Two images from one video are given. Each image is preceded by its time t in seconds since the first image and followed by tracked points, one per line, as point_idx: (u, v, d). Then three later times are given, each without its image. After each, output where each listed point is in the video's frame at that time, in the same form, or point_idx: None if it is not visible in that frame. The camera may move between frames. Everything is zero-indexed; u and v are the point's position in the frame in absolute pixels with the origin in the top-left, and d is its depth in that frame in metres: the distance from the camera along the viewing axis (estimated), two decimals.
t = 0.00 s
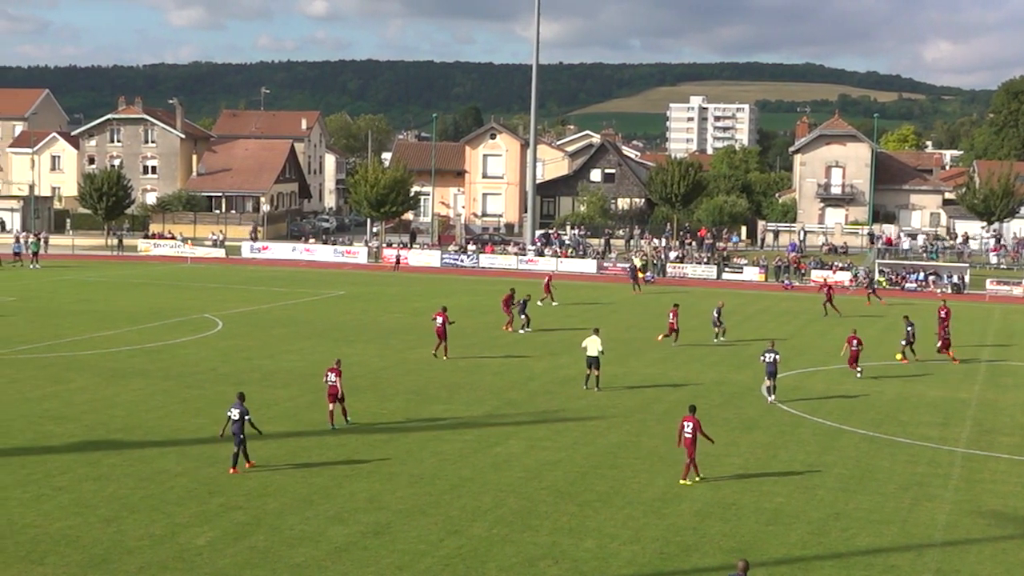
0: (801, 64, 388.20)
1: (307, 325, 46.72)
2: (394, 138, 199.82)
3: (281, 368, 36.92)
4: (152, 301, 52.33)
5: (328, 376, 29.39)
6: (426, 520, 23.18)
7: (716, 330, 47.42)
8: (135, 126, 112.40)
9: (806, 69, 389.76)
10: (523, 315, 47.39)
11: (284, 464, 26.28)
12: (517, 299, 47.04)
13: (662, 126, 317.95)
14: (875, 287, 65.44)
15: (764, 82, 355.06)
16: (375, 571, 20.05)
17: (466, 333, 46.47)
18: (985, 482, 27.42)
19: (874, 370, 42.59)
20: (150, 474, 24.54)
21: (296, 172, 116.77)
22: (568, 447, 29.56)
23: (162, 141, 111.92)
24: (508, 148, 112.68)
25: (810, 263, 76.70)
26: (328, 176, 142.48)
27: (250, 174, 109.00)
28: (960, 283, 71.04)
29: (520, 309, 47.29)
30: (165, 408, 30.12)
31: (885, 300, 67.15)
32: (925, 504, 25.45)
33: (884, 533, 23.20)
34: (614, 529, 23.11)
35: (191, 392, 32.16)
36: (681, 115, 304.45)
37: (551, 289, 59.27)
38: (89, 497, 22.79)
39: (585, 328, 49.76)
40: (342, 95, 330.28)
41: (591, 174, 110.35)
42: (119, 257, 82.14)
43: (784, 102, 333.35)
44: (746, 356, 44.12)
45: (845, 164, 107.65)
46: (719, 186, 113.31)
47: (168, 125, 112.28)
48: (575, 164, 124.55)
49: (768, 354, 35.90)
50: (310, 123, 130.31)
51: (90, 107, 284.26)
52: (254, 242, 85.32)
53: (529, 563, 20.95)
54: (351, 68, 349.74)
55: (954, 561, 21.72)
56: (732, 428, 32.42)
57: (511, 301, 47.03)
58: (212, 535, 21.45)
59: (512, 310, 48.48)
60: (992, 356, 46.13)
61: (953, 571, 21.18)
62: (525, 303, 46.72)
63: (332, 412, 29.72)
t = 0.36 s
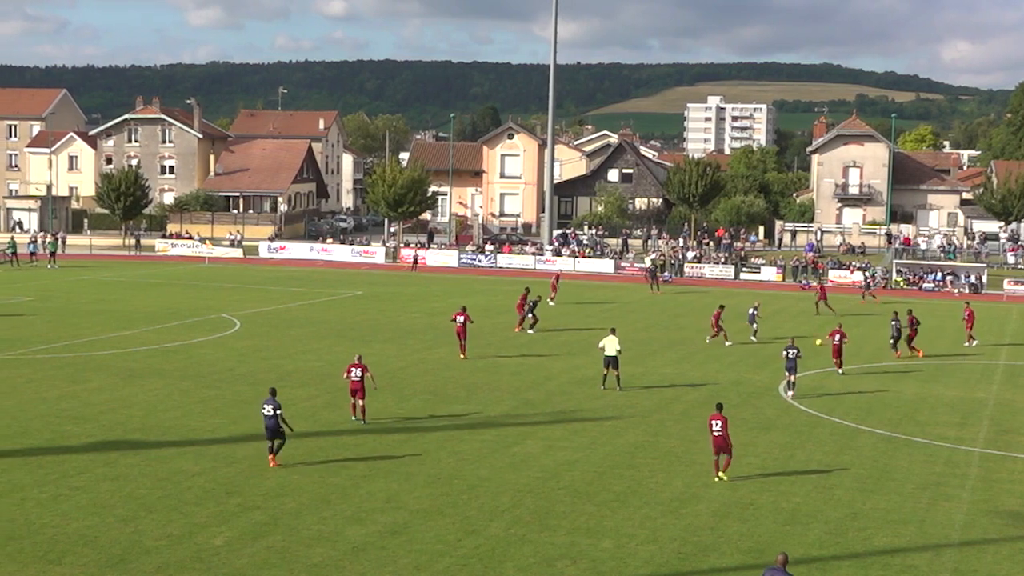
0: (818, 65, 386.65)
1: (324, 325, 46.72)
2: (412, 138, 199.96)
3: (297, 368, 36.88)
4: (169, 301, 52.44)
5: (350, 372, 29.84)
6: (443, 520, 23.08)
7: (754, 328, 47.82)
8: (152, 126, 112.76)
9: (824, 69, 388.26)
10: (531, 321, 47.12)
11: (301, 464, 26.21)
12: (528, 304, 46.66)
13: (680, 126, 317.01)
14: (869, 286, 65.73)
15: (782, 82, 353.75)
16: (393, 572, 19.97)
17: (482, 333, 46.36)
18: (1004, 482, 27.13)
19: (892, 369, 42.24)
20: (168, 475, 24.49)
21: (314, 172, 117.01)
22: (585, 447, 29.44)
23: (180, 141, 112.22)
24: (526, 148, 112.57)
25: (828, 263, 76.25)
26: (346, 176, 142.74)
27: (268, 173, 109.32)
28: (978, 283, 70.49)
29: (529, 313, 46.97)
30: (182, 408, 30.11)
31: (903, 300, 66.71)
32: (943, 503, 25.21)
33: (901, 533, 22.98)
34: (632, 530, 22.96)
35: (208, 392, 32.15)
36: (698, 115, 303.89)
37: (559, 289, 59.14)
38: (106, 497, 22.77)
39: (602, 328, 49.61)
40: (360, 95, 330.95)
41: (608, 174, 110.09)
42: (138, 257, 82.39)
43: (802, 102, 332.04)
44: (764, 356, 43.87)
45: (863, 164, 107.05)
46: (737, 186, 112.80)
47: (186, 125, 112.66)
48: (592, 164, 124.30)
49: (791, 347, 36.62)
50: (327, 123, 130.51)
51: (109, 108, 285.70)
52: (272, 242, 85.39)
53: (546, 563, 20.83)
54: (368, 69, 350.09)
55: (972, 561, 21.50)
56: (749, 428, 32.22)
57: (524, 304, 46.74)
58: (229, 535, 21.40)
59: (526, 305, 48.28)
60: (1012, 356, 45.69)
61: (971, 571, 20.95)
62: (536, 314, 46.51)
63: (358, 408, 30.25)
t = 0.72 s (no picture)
0: (836, 65, 385.01)
1: (341, 325, 46.68)
2: (429, 137, 200.10)
3: (314, 368, 36.82)
4: (187, 301, 52.48)
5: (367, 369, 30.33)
6: (460, 520, 22.99)
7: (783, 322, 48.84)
8: (170, 126, 113.08)
9: (842, 69, 386.53)
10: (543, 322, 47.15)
11: (318, 463, 26.13)
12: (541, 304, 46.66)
13: (697, 126, 316.09)
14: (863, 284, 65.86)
15: (799, 82, 352.37)
16: (410, 571, 19.89)
17: (499, 333, 46.23)
18: (1022, 482, 26.85)
19: (909, 369, 41.90)
20: (186, 475, 24.46)
21: (331, 172, 117.15)
22: (603, 447, 29.27)
23: (197, 140, 112.52)
24: (543, 148, 112.40)
25: (845, 263, 75.79)
26: (363, 176, 142.88)
27: (285, 173, 109.55)
28: (996, 283, 69.92)
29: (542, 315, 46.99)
30: (199, 408, 30.09)
31: (920, 300, 66.22)
32: (960, 503, 24.96)
33: (919, 533, 22.75)
34: (649, 530, 22.79)
35: (225, 392, 32.12)
36: (715, 115, 302.98)
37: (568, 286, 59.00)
38: (123, 498, 22.74)
39: (619, 328, 49.39)
40: (377, 95, 331.29)
41: (625, 174, 109.79)
42: (155, 257, 82.59)
43: (819, 102, 330.66)
44: (781, 356, 43.60)
45: (880, 164, 106.43)
46: (754, 186, 112.28)
47: (203, 125, 112.97)
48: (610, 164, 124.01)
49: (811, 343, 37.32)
50: (344, 123, 130.66)
51: (126, 107, 286.70)
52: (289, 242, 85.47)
53: (563, 563, 20.70)
54: (385, 70, 350.47)
55: (990, 561, 21.27)
56: (766, 428, 31.98)
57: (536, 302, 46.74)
58: (247, 535, 21.36)
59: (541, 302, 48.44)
60: None
61: (990, 571, 20.73)
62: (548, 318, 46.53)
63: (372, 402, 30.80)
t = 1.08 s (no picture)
0: (853, 65, 383.31)
1: (358, 325, 46.66)
2: (446, 137, 200.17)
3: (331, 368, 36.79)
4: (203, 301, 52.58)
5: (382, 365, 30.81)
6: (477, 520, 22.91)
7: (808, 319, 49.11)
8: (187, 126, 113.41)
9: (859, 69, 385.05)
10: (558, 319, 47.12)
11: (336, 463, 26.10)
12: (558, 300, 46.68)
13: (714, 126, 315.06)
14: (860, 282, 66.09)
15: (816, 83, 350.97)
16: (427, 572, 19.83)
17: (515, 333, 46.13)
18: None
19: (927, 369, 41.58)
20: (204, 475, 24.47)
21: (348, 172, 117.30)
22: (620, 447, 29.15)
23: (215, 140, 112.87)
24: (560, 148, 112.29)
25: (862, 263, 75.34)
26: (380, 176, 143.03)
27: (303, 173, 109.78)
28: (1013, 283, 69.41)
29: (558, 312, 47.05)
30: (217, 407, 30.10)
31: (937, 300, 65.76)
32: (977, 503, 24.73)
33: (935, 533, 22.54)
34: (667, 529, 22.67)
35: (242, 392, 32.13)
36: (732, 115, 302.48)
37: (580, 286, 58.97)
38: (141, 497, 22.74)
39: (636, 328, 49.19)
40: (394, 95, 331.66)
41: (642, 174, 109.51)
42: (173, 257, 82.83)
43: (836, 102, 329.18)
44: (798, 356, 43.35)
45: (897, 164, 105.86)
46: (771, 185, 111.78)
47: (220, 125, 113.31)
48: (627, 164, 123.76)
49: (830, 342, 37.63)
50: (361, 123, 130.81)
51: (144, 108, 287.75)
52: (306, 242, 85.56)
53: (580, 563, 20.59)
54: (402, 70, 350.78)
55: (1007, 561, 21.06)
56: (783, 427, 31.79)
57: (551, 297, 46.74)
58: (264, 535, 21.34)
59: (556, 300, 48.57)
60: None
61: (1007, 571, 20.52)
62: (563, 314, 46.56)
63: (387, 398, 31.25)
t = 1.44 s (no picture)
0: (869, 65, 381.80)
1: (374, 325, 46.70)
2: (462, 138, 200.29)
3: (347, 368, 36.79)
4: (219, 302, 52.72)
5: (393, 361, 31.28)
6: (493, 520, 22.83)
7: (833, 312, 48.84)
8: (203, 127, 113.74)
9: (875, 70, 383.56)
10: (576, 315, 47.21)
11: (352, 464, 26.05)
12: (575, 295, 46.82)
13: (730, 126, 314.24)
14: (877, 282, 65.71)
15: (831, 83, 349.71)
16: (444, 572, 19.76)
17: (531, 333, 46.06)
18: None
19: (944, 369, 41.27)
20: (221, 475, 24.46)
21: (364, 172, 117.41)
22: (637, 447, 29.02)
23: (231, 141, 113.16)
24: (577, 148, 112.09)
25: (878, 263, 74.97)
26: (396, 176, 143.19)
27: (319, 174, 109.97)
28: None
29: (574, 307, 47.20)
30: (233, 408, 30.13)
31: (954, 300, 65.32)
32: (994, 503, 24.51)
33: (953, 533, 22.34)
34: (683, 529, 22.55)
35: (257, 392, 32.14)
36: (749, 115, 302.15)
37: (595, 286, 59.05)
38: (158, 497, 22.76)
39: (652, 328, 49.02)
40: (411, 95, 332.23)
41: (658, 174, 109.18)
42: (189, 258, 83.13)
43: (852, 102, 327.84)
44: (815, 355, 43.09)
45: (913, 164, 105.30)
46: (787, 186, 111.30)
47: (236, 125, 113.60)
48: (643, 164, 123.47)
49: (847, 337, 37.91)
50: (378, 123, 130.91)
51: (160, 108, 288.85)
52: (322, 242, 85.70)
53: (597, 563, 20.49)
54: (418, 70, 351.07)
55: None
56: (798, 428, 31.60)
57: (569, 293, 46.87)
58: (280, 535, 21.31)
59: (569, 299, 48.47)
60: None
61: None
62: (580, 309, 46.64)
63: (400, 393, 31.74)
